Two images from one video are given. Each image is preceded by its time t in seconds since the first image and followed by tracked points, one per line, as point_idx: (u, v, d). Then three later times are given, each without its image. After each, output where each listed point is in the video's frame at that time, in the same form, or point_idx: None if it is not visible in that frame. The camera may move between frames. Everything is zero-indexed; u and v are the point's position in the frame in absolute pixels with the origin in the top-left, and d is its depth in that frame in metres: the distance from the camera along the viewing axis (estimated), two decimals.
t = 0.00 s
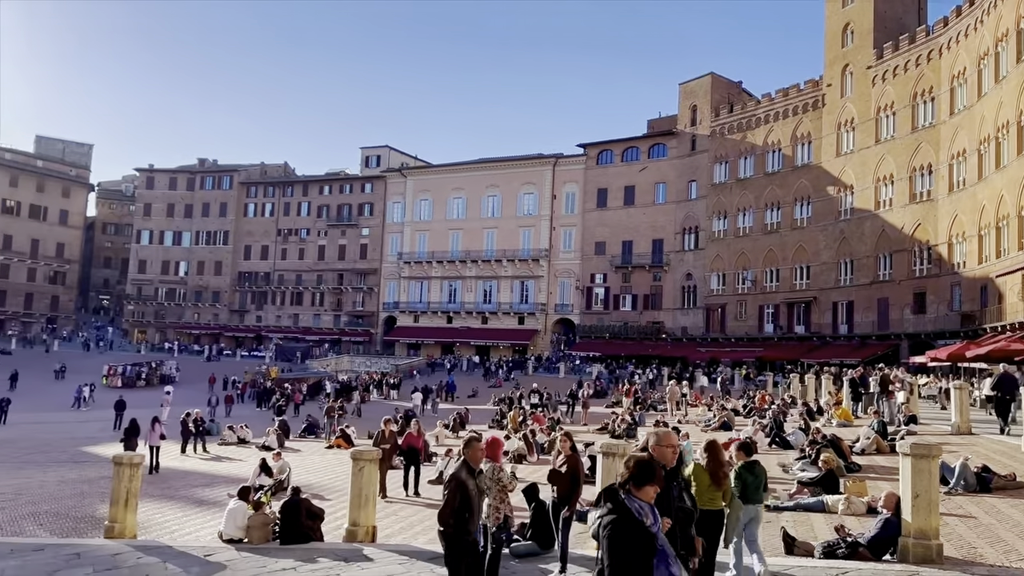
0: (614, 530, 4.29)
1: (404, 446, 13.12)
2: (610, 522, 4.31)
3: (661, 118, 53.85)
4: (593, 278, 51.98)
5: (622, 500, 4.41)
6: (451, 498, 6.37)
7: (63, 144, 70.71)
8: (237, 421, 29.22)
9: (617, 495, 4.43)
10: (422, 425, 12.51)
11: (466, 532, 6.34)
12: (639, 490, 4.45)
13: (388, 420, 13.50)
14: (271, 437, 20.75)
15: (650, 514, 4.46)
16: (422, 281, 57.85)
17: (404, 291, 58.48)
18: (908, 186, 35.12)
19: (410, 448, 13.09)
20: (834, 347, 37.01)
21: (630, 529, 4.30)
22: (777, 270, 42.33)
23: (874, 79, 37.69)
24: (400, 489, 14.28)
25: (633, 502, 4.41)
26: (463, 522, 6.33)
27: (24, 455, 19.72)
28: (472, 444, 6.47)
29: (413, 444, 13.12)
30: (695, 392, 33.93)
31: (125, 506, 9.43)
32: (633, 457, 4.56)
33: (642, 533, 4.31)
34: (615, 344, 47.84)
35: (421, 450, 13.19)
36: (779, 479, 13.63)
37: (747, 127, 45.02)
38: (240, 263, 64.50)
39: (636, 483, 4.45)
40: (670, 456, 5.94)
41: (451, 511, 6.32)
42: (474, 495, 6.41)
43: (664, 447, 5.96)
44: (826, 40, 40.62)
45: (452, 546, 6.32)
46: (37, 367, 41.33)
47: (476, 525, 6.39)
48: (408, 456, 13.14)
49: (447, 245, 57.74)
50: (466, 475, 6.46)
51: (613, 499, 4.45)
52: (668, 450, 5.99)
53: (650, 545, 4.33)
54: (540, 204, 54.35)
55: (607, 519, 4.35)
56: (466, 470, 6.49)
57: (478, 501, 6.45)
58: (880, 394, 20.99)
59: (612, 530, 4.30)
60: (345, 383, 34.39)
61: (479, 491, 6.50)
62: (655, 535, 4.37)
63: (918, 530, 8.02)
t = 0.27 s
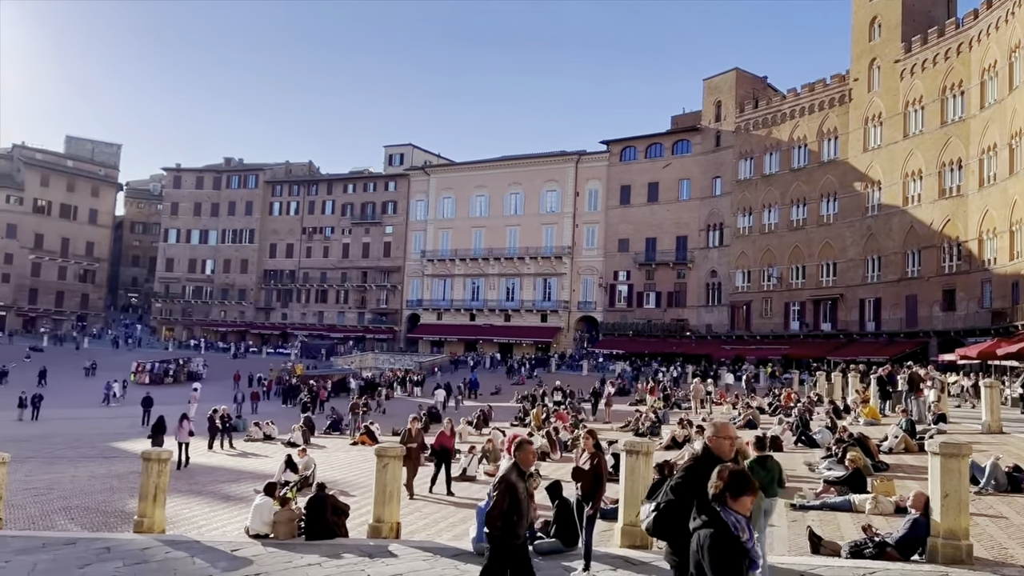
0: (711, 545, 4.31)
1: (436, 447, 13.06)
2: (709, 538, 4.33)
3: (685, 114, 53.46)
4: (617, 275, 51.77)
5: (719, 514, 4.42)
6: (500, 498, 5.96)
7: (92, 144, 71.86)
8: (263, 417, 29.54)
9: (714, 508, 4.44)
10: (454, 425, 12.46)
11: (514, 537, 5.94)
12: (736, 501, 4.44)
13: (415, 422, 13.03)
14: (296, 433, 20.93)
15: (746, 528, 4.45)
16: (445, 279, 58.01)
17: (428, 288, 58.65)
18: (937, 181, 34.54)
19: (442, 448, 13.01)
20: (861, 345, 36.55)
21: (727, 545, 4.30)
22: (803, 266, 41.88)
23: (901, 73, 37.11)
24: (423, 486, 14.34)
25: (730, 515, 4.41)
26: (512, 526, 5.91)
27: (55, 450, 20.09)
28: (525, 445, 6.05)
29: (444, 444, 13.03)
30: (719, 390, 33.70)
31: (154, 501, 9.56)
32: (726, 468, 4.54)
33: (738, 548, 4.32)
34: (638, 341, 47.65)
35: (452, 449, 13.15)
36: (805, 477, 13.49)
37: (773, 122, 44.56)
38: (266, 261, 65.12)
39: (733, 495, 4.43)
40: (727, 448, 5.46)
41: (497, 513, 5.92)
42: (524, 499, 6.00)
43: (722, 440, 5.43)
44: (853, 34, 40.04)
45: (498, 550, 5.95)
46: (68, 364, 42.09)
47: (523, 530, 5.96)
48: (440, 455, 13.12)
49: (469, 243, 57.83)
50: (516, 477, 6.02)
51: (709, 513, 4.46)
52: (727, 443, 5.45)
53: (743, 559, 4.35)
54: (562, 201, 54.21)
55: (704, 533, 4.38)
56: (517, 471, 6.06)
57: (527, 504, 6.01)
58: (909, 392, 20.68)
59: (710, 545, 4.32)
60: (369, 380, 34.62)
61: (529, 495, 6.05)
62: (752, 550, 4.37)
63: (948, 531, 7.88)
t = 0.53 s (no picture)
0: (815, 533, 3.98)
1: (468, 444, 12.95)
2: (813, 525, 4.00)
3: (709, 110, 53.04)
4: (640, 273, 51.54)
5: (822, 501, 4.09)
6: (555, 493, 6.24)
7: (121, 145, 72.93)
8: (288, 415, 29.84)
9: (816, 496, 4.12)
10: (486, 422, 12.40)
11: (567, 531, 6.26)
12: (837, 488, 4.12)
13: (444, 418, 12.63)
14: (320, 430, 21.08)
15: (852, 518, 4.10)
16: (468, 277, 58.11)
17: (451, 287, 58.79)
18: (967, 177, 33.91)
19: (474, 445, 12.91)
20: (888, 343, 36.06)
21: (833, 533, 3.97)
22: (829, 264, 41.41)
23: (930, 67, 36.46)
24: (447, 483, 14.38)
25: (833, 502, 4.07)
26: (566, 520, 6.24)
27: (86, 446, 20.43)
28: (584, 443, 6.36)
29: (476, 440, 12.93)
30: (744, 389, 33.43)
31: (181, 496, 9.69)
32: (826, 455, 4.22)
33: (845, 536, 3.98)
34: (662, 339, 47.39)
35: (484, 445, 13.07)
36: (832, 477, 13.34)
37: (798, 118, 44.07)
38: (291, 260, 65.70)
39: (836, 481, 4.12)
40: (791, 454, 4.85)
41: (551, 506, 6.22)
42: (579, 494, 6.31)
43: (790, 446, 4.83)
44: (880, 28, 39.42)
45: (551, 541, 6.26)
46: (98, 362, 42.79)
47: (577, 526, 6.30)
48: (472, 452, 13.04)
49: (492, 241, 57.86)
50: (571, 473, 6.33)
51: (811, 501, 4.14)
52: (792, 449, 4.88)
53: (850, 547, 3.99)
54: (585, 199, 54.04)
55: (806, 522, 4.05)
56: (573, 468, 6.37)
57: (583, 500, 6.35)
58: (938, 391, 20.35)
59: (814, 533, 3.99)
60: (392, 378, 34.81)
61: (583, 490, 6.39)
62: (858, 540, 4.02)
63: (978, 532, 7.72)
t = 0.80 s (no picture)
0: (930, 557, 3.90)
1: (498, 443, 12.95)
2: (926, 549, 3.91)
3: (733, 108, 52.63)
4: (663, 272, 51.29)
5: (935, 523, 3.96)
6: (599, 492, 6.16)
7: (149, 147, 73.96)
8: (313, 413, 30.13)
9: (928, 518, 3.99)
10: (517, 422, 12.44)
11: (613, 531, 6.17)
12: (953, 510, 3.96)
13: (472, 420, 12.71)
14: (345, 429, 21.24)
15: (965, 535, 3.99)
16: (490, 276, 58.18)
17: (473, 286, 58.89)
18: (997, 174, 33.21)
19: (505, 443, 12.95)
20: (916, 343, 35.52)
21: (948, 557, 3.87)
22: (856, 262, 40.90)
23: (959, 63, 35.77)
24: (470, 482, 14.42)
25: (949, 527, 3.93)
26: (610, 520, 6.16)
27: (115, 443, 20.73)
28: (628, 442, 6.22)
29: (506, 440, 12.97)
30: (768, 389, 33.14)
31: (208, 494, 9.78)
32: (939, 471, 4.05)
33: (960, 561, 3.87)
34: (685, 339, 47.10)
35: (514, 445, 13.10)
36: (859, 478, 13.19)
37: (824, 115, 43.57)
38: (315, 259, 66.23)
39: (952, 504, 3.95)
40: (875, 452, 4.55)
41: (596, 506, 6.13)
42: (623, 494, 6.21)
43: (871, 443, 4.52)
44: (908, 24, 38.77)
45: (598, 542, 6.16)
46: (126, 360, 43.45)
47: (624, 524, 6.20)
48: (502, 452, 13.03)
49: (514, 240, 57.85)
50: (615, 471, 6.24)
51: (923, 522, 4.03)
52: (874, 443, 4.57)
53: (964, 572, 3.90)
54: (608, 198, 53.83)
55: (918, 545, 3.96)
56: (616, 466, 6.27)
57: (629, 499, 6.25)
58: (968, 391, 20.03)
59: (926, 557, 3.91)
60: (415, 378, 34.96)
61: (628, 489, 6.28)
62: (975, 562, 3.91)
63: (1009, 535, 7.59)
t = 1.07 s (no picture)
0: None
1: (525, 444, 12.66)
2: None
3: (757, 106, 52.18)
4: (687, 272, 50.98)
5: None
6: (646, 504, 6.02)
7: (175, 149, 74.95)
8: (337, 412, 30.39)
9: None
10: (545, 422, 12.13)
11: (664, 541, 6.03)
12: None
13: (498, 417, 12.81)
14: (368, 428, 21.38)
15: None
16: (513, 276, 58.17)
17: (495, 286, 58.93)
18: None
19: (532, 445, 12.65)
20: (944, 343, 34.94)
21: None
22: (883, 262, 40.34)
23: (988, 59, 35.01)
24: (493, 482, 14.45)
25: None
26: (660, 531, 6.03)
27: (144, 442, 21.04)
28: (674, 450, 6.08)
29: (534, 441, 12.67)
30: (793, 389, 32.82)
31: (233, 492, 9.88)
32: None
33: None
34: (709, 339, 46.76)
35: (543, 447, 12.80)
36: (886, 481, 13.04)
37: (850, 113, 43.02)
38: (339, 260, 66.68)
39: None
40: (954, 451, 4.52)
41: (643, 518, 6.01)
42: (671, 502, 6.06)
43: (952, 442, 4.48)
44: (936, 20, 38.13)
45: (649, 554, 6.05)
46: (154, 360, 44.06)
47: (675, 533, 6.06)
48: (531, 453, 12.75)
49: (536, 241, 57.79)
50: (662, 482, 6.09)
51: None
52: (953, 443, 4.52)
53: None
54: (631, 197, 53.57)
55: None
56: (663, 475, 6.12)
57: (679, 509, 6.09)
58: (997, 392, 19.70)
59: None
60: (438, 377, 35.09)
61: (677, 497, 6.14)
62: None
63: None
